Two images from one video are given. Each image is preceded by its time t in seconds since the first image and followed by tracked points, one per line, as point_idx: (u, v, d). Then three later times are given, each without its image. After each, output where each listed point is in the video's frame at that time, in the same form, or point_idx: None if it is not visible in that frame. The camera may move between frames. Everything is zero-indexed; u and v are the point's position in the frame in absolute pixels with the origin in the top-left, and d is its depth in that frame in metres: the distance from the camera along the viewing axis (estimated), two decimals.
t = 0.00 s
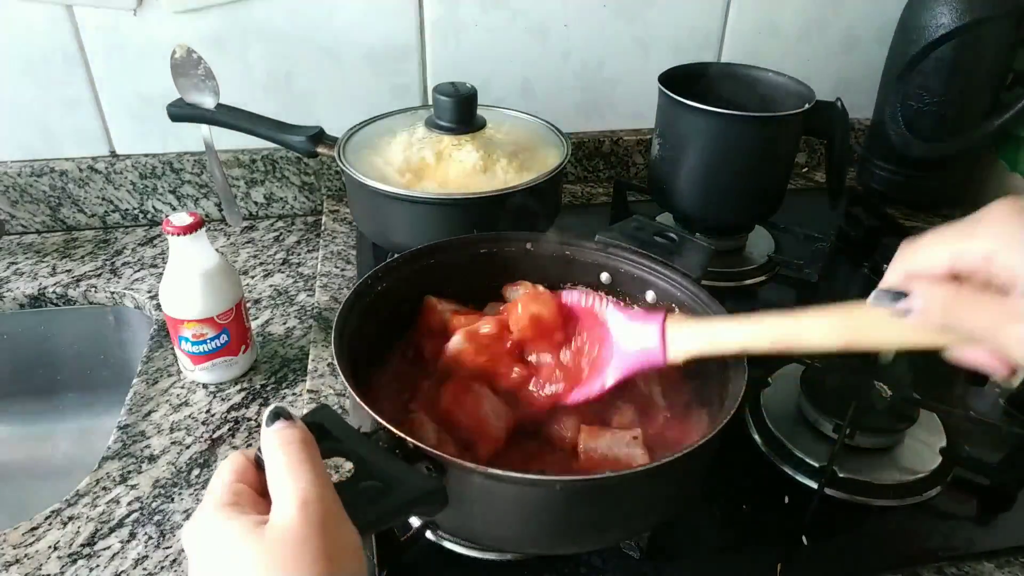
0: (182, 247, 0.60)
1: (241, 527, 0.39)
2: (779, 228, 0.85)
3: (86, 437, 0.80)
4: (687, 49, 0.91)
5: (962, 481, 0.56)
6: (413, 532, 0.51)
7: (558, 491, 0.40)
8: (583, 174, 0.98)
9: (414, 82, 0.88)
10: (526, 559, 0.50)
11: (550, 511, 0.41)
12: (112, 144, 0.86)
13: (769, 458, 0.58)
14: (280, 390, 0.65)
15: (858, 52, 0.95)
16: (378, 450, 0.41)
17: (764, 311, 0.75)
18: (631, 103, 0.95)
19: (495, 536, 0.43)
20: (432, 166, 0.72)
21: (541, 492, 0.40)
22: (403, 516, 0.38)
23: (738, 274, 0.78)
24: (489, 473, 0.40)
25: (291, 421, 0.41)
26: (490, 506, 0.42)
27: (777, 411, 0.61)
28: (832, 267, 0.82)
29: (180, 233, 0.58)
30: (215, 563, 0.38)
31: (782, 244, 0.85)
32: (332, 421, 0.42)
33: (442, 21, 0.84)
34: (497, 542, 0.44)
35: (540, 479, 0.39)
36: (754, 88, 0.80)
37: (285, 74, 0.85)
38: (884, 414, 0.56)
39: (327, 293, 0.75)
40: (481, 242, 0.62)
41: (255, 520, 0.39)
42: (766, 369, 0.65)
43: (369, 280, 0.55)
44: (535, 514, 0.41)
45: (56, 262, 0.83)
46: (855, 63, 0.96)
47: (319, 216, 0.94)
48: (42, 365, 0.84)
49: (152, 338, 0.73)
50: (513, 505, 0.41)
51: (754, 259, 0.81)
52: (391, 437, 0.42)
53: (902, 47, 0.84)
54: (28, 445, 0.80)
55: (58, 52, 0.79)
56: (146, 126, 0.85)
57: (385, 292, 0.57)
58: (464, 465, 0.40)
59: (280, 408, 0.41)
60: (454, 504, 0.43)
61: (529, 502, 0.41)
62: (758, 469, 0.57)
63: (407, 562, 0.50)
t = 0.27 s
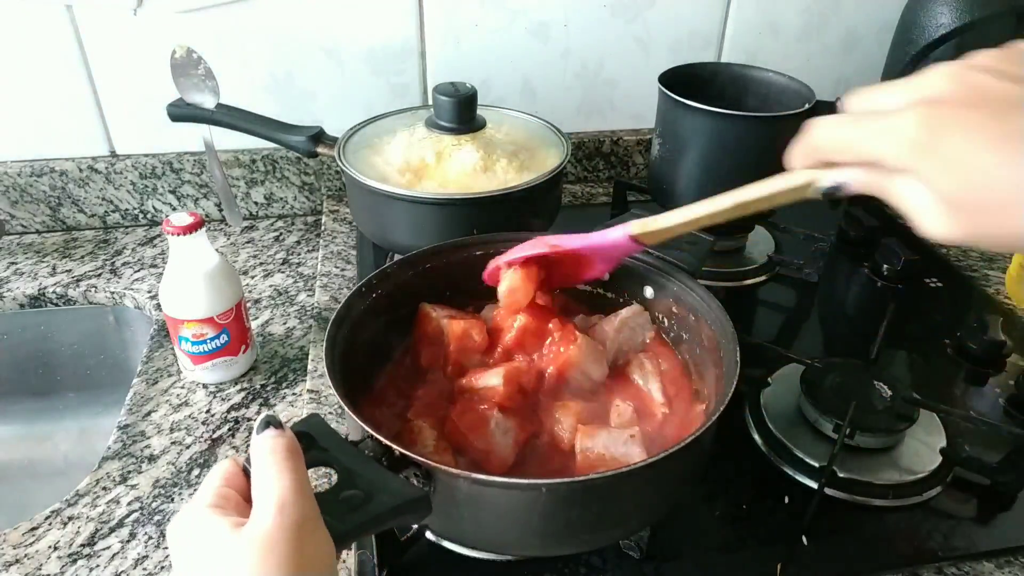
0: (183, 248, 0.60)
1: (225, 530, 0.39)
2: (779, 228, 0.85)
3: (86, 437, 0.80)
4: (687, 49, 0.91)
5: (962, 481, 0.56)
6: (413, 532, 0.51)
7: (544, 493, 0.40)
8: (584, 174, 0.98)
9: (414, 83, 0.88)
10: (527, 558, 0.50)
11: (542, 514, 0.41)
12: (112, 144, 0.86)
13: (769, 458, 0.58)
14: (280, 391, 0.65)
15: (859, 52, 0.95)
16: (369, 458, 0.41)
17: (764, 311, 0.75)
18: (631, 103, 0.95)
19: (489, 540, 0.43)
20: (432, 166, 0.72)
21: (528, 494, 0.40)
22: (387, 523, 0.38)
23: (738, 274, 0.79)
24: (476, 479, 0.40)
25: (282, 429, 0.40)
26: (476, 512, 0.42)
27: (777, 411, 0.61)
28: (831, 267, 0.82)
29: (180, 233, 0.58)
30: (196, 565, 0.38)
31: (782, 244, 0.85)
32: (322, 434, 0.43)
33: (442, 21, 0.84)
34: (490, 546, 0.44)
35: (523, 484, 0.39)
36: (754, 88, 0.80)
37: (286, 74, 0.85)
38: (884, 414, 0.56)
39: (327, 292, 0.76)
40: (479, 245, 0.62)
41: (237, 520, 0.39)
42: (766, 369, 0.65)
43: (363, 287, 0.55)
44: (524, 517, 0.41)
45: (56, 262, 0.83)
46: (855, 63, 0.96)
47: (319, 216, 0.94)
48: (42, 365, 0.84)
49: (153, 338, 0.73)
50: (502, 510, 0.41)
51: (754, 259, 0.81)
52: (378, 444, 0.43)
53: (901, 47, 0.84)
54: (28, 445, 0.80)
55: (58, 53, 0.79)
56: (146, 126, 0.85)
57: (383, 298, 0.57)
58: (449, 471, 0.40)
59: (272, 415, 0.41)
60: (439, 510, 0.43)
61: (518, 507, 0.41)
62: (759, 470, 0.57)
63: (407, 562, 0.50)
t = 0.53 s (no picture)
0: (183, 247, 0.60)
1: (220, 512, 0.39)
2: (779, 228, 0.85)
3: (86, 437, 0.80)
4: (688, 49, 0.91)
5: (962, 481, 0.56)
6: (413, 532, 0.51)
7: (538, 491, 0.40)
8: (584, 174, 0.98)
9: (415, 83, 0.88)
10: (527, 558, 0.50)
11: (539, 513, 0.41)
12: (112, 144, 0.86)
13: (769, 458, 0.58)
14: (280, 390, 0.65)
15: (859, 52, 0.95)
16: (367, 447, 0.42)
17: (764, 311, 0.75)
18: (631, 103, 0.95)
19: (486, 536, 0.43)
20: (432, 166, 0.72)
21: (522, 491, 0.40)
22: (384, 510, 0.39)
23: (738, 274, 0.79)
24: (471, 472, 0.40)
25: (282, 413, 0.40)
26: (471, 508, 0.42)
27: (777, 411, 0.61)
28: (831, 267, 0.82)
29: (180, 233, 0.58)
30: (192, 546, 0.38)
31: (782, 244, 0.85)
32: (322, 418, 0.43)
33: (442, 21, 0.84)
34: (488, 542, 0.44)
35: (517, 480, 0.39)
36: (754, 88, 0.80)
37: (286, 74, 0.85)
38: (884, 414, 0.56)
39: (327, 292, 0.76)
40: (487, 246, 0.62)
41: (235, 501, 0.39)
42: (766, 369, 0.65)
43: (371, 277, 0.56)
44: (519, 514, 0.41)
45: (56, 262, 0.83)
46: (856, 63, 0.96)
47: (319, 216, 0.94)
48: (42, 365, 0.84)
49: (153, 338, 0.73)
50: (498, 506, 0.41)
51: (754, 259, 0.81)
52: (377, 433, 0.43)
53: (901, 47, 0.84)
54: (28, 446, 0.80)
55: (58, 53, 0.79)
56: (146, 126, 0.85)
57: (388, 290, 0.58)
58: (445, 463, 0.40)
59: (272, 399, 0.41)
60: (435, 503, 0.43)
61: (513, 505, 0.41)
62: (759, 470, 0.57)
63: (407, 562, 0.50)
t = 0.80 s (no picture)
0: (183, 247, 0.60)
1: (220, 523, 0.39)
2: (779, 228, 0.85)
3: (86, 437, 0.80)
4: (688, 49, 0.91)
5: (962, 481, 0.56)
6: (413, 532, 0.51)
7: (535, 496, 0.40)
8: (584, 174, 0.98)
9: (415, 83, 0.88)
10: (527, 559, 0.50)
11: (535, 517, 0.41)
12: (112, 144, 0.86)
13: (769, 458, 0.58)
14: (280, 391, 0.65)
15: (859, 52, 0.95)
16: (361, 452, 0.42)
17: (763, 311, 0.75)
18: (631, 103, 0.95)
19: (484, 542, 0.43)
20: (432, 166, 0.72)
21: (518, 497, 0.40)
22: (382, 517, 0.39)
23: (738, 274, 0.78)
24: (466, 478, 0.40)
25: (279, 419, 0.40)
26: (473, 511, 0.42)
27: (777, 411, 0.61)
28: (831, 267, 0.82)
29: (180, 233, 0.58)
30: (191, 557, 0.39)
31: (782, 244, 0.85)
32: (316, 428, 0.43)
33: (443, 21, 0.84)
34: (495, 549, 0.44)
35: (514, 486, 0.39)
36: (754, 88, 0.80)
37: (286, 74, 0.85)
38: (884, 414, 0.56)
39: (327, 292, 0.76)
40: (487, 245, 0.62)
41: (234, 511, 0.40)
42: (766, 369, 0.65)
43: (368, 279, 0.55)
44: (515, 519, 0.41)
45: (56, 262, 0.83)
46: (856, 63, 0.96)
47: (319, 216, 0.94)
48: (41, 365, 0.83)
49: (152, 338, 0.73)
50: (497, 510, 0.41)
51: (754, 259, 0.81)
52: (372, 440, 0.44)
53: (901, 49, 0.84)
54: (28, 446, 0.80)
55: (58, 53, 0.79)
56: (146, 126, 0.85)
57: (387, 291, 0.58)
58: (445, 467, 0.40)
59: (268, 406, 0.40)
60: (434, 508, 0.43)
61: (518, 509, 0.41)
62: (759, 470, 0.57)
63: (408, 562, 0.50)
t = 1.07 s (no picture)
0: (183, 247, 0.60)
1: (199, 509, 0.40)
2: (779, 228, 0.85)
3: (86, 438, 0.80)
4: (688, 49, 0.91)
5: (963, 481, 0.56)
6: (413, 532, 0.51)
7: (519, 493, 0.40)
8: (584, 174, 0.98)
9: (415, 83, 0.88)
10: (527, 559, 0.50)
11: (521, 514, 0.41)
12: (112, 144, 0.86)
13: (769, 458, 0.58)
14: (280, 391, 0.65)
15: (859, 52, 0.95)
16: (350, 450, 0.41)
17: (763, 311, 0.75)
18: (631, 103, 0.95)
19: (477, 541, 0.43)
20: (432, 166, 0.72)
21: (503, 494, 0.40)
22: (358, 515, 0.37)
23: (738, 274, 0.78)
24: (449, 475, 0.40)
25: (269, 414, 0.41)
26: (459, 508, 0.42)
27: (777, 412, 0.61)
28: (831, 267, 0.82)
29: (180, 233, 0.58)
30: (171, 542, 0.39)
31: (782, 244, 0.85)
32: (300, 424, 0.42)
33: (443, 21, 0.84)
34: (486, 548, 0.44)
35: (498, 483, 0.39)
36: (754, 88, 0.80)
37: (286, 74, 0.85)
38: (884, 414, 0.56)
39: (327, 293, 0.76)
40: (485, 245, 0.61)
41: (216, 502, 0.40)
42: (766, 369, 0.65)
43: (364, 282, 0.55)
44: (502, 517, 0.41)
45: (56, 262, 0.83)
46: (856, 63, 0.96)
47: (319, 216, 0.94)
48: (41, 365, 0.84)
49: (152, 338, 0.73)
50: (482, 509, 0.41)
51: (754, 260, 0.81)
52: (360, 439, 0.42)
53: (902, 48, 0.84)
54: (28, 446, 0.80)
55: (58, 53, 0.79)
56: (146, 126, 0.85)
57: (384, 293, 0.58)
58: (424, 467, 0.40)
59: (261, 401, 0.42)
60: (421, 506, 0.43)
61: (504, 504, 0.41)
62: (759, 470, 0.57)
63: (408, 562, 0.51)
